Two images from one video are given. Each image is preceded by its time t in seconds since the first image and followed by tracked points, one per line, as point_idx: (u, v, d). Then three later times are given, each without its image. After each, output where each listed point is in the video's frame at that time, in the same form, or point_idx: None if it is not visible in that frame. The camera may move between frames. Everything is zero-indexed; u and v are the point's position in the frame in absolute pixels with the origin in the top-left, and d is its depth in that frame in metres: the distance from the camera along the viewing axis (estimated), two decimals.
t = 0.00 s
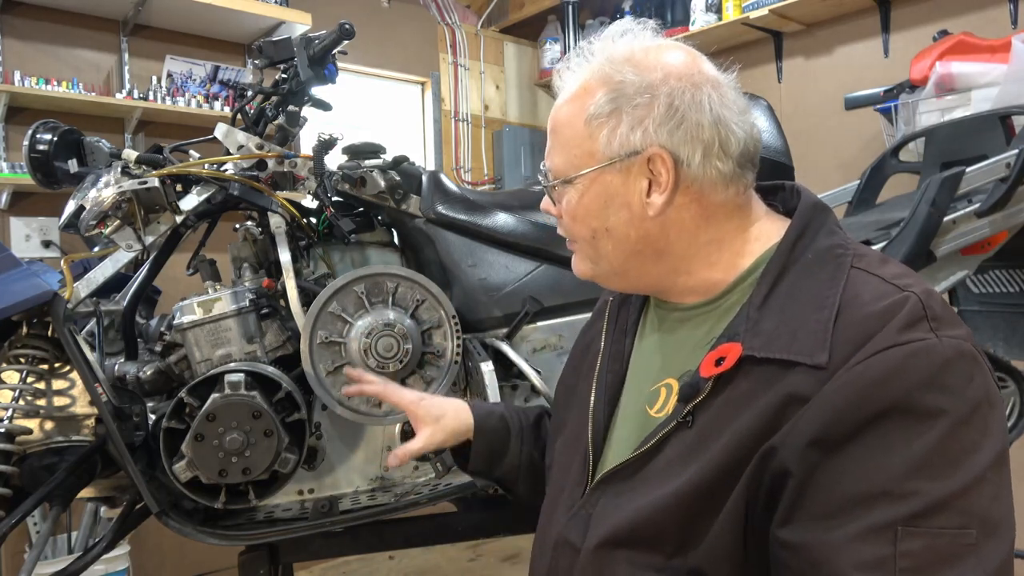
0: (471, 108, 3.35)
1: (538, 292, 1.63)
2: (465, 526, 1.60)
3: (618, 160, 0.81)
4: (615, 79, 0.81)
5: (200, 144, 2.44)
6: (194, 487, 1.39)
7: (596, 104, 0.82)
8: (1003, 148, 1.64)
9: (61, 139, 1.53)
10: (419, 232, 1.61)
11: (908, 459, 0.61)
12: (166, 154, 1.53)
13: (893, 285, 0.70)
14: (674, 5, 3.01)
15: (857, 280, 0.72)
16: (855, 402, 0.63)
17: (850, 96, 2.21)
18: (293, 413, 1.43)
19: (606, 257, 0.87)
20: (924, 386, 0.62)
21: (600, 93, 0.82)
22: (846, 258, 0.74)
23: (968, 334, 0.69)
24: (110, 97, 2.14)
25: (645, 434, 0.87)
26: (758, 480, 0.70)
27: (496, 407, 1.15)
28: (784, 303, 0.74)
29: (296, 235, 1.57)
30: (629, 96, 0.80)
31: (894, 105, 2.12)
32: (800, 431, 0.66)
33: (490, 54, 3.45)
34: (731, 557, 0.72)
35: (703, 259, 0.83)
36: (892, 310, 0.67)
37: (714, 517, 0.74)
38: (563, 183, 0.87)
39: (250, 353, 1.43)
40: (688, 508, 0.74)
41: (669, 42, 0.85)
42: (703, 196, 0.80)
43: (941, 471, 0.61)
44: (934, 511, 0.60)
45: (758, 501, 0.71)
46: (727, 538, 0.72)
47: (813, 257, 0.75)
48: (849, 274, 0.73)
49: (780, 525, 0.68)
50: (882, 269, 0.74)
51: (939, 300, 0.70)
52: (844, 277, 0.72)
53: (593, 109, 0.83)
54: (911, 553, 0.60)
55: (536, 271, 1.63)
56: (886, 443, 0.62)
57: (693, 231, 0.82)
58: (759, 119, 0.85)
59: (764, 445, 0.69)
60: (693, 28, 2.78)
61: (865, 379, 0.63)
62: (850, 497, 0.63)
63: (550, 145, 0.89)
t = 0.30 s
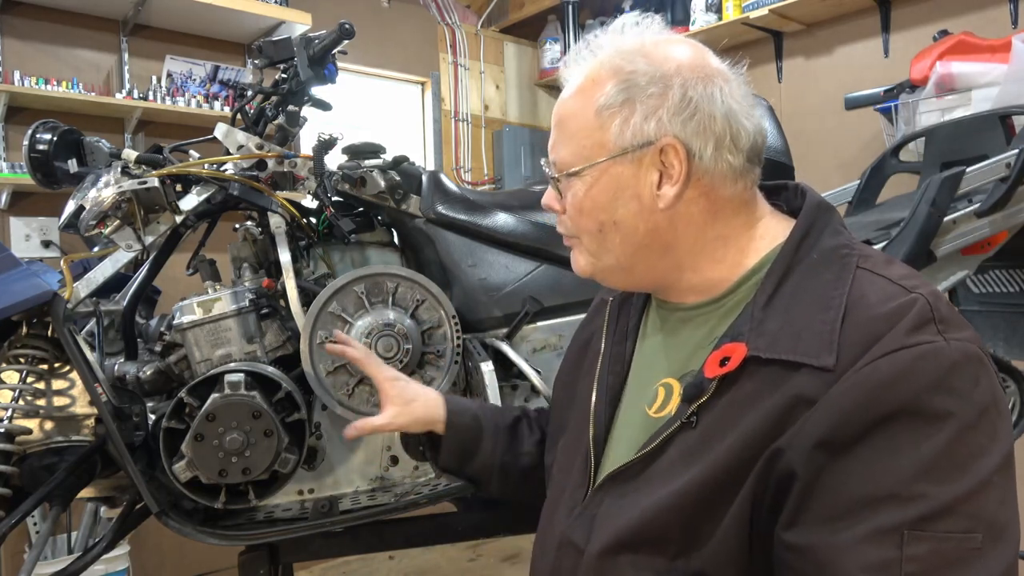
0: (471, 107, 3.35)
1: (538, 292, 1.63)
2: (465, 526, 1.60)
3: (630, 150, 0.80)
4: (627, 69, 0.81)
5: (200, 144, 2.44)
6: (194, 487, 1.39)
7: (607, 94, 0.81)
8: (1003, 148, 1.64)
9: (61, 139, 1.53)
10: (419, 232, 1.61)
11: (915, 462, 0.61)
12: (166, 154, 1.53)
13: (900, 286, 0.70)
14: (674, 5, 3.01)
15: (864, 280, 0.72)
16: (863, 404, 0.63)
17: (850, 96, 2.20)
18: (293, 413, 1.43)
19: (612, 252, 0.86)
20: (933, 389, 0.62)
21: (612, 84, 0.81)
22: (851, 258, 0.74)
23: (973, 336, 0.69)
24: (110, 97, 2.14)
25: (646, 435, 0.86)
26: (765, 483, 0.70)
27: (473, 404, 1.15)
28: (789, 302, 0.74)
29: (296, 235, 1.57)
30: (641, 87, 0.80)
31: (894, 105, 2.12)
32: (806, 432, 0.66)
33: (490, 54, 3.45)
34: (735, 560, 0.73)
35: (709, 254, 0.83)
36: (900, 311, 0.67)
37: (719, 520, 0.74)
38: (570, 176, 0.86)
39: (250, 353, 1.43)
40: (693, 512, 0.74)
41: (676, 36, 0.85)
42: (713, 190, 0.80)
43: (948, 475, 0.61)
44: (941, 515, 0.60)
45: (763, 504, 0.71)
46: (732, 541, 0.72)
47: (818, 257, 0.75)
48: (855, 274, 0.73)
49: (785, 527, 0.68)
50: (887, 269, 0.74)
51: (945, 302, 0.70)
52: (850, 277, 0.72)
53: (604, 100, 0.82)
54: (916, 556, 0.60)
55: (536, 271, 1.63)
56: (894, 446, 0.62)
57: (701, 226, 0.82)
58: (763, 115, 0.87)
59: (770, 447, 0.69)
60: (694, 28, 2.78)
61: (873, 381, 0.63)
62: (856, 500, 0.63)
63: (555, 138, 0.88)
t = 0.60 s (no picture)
0: (471, 107, 3.35)
1: (538, 292, 1.63)
2: (465, 526, 1.60)
3: (658, 133, 0.79)
4: (651, 53, 0.79)
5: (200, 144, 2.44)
6: (194, 487, 1.39)
7: (632, 76, 0.79)
8: (1003, 148, 1.64)
9: (61, 139, 1.53)
10: (419, 232, 1.61)
11: (927, 464, 0.61)
12: (166, 154, 1.53)
13: (914, 282, 0.70)
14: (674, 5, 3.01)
15: (875, 274, 0.71)
16: (876, 403, 0.63)
17: (850, 96, 2.20)
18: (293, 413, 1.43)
19: (635, 243, 0.84)
20: (948, 389, 0.62)
21: (637, 66, 0.79)
22: (863, 252, 0.74)
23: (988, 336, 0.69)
24: (110, 97, 2.14)
25: (651, 435, 0.86)
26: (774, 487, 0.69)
27: (401, 434, 1.16)
28: (798, 296, 0.73)
29: (296, 235, 1.57)
30: (667, 70, 0.79)
31: (894, 105, 2.12)
32: (816, 431, 0.66)
33: (490, 54, 3.45)
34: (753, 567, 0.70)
35: (726, 244, 0.83)
36: (914, 307, 0.67)
37: (735, 533, 0.71)
38: (591, 163, 0.83)
39: (250, 353, 1.43)
40: (701, 519, 0.72)
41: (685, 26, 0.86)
42: (731, 179, 0.81)
43: (960, 478, 0.61)
44: (951, 519, 0.60)
45: (774, 513, 0.70)
46: (748, 555, 0.70)
47: (829, 251, 0.75)
48: (867, 268, 0.72)
49: (793, 528, 0.68)
50: (900, 266, 0.73)
51: (959, 302, 0.70)
52: (861, 270, 0.72)
53: (631, 83, 0.79)
54: (926, 560, 0.60)
55: (536, 271, 1.63)
56: (906, 447, 0.63)
57: (719, 215, 0.82)
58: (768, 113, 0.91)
59: (780, 447, 0.69)
60: (694, 28, 2.77)
61: (887, 379, 0.63)
62: (866, 501, 0.63)
63: (569, 127, 0.85)
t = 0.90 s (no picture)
0: (471, 108, 3.35)
1: (538, 292, 1.62)
2: (465, 526, 1.60)
3: (687, 106, 0.78)
4: (644, 50, 0.82)
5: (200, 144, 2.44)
6: (194, 487, 1.39)
7: (637, 70, 0.80)
8: (1003, 148, 1.64)
9: (61, 139, 1.53)
10: (419, 232, 1.61)
11: (934, 489, 0.59)
12: (166, 154, 1.53)
13: (919, 291, 0.67)
14: (674, 5, 3.02)
15: (878, 282, 0.69)
16: (879, 425, 0.61)
17: (850, 96, 2.21)
18: (293, 413, 1.43)
19: (703, 217, 0.74)
20: (954, 410, 0.59)
21: (635, 64, 0.80)
22: (867, 257, 0.72)
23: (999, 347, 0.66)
24: (110, 97, 2.13)
25: (651, 444, 0.84)
26: (774, 509, 0.68)
27: (480, 393, 1.18)
28: (800, 307, 0.72)
29: (296, 235, 1.57)
30: (662, 63, 0.81)
31: (894, 105, 2.12)
32: (818, 454, 0.64)
33: (490, 54, 3.45)
34: None
35: (750, 232, 0.80)
36: (919, 321, 0.64)
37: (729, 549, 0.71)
38: (631, 148, 0.76)
39: (250, 353, 1.43)
40: (698, 532, 0.72)
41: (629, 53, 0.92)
42: (740, 165, 0.81)
43: (970, 502, 0.58)
44: (959, 543, 0.58)
45: (773, 533, 0.69)
46: (744, 575, 0.69)
47: (831, 257, 0.73)
48: (869, 274, 0.70)
49: (798, 552, 0.66)
50: (905, 272, 0.70)
51: (967, 312, 0.66)
52: (864, 279, 0.69)
53: (638, 75, 0.79)
54: None
55: (536, 271, 1.63)
56: (912, 470, 0.60)
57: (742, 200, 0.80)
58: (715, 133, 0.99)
59: (782, 468, 0.67)
60: (694, 28, 2.77)
61: (890, 401, 0.61)
62: (872, 526, 0.61)
63: (590, 124, 0.78)
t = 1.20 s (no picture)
0: (471, 108, 3.35)
1: (538, 292, 1.62)
2: (465, 526, 1.60)
3: (686, 115, 0.77)
4: (642, 55, 0.81)
5: (200, 144, 2.44)
6: (194, 487, 1.40)
7: (636, 76, 0.79)
8: (1003, 148, 1.64)
9: (61, 139, 1.53)
10: (419, 232, 1.61)
11: (937, 511, 0.58)
12: (166, 154, 1.53)
13: (924, 305, 0.67)
14: (674, 5, 3.02)
15: (883, 295, 0.69)
16: (882, 445, 0.60)
17: (850, 96, 2.21)
18: (293, 413, 1.43)
19: (701, 231, 0.75)
20: (959, 430, 0.58)
21: (634, 68, 0.79)
22: (872, 266, 0.72)
23: (1006, 364, 0.65)
24: (110, 97, 2.13)
25: (653, 451, 0.84)
26: (773, 524, 0.67)
27: (487, 394, 1.18)
28: (803, 319, 0.72)
29: (296, 235, 1.57)
30: (661, 68, 0.80)
31: (894, 105, 2.12)
32: (819, 475, 0.63)
33: (490, 54, 3.45)
34: None
35: (750, 240, 0.80)
36: (923, 337, 0.63)
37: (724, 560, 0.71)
38: (630, 158, 0.75)
39: (250, 353, 1.43)
40: (696, 543, 0.72)
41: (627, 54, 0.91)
42: (741, 171, 0.80)
43: (973, 524, 0.57)
44: (961, 567, 0.56)
45: (771, 548, 0.68)
46: None
47: (836, 265, 0.73)
48: (874, 285, 0.70)
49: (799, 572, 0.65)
50: (910, 285, 0.70)
51: (973, 328, 0.66)
52: (869, 290, 0.69)
53: (637, 81, 0.78)
54: None
55: (536, 271, 1.63)
56: (915, 491, 0.59)
57: (744, 207, 0.79)
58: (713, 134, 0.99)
59: (781, 484, 0.67)
60: (694, 29, 2.77)
61: (893, 420, 0.60)
62: (873, 548, 0.60)
63: (588, 134, 0.77)
